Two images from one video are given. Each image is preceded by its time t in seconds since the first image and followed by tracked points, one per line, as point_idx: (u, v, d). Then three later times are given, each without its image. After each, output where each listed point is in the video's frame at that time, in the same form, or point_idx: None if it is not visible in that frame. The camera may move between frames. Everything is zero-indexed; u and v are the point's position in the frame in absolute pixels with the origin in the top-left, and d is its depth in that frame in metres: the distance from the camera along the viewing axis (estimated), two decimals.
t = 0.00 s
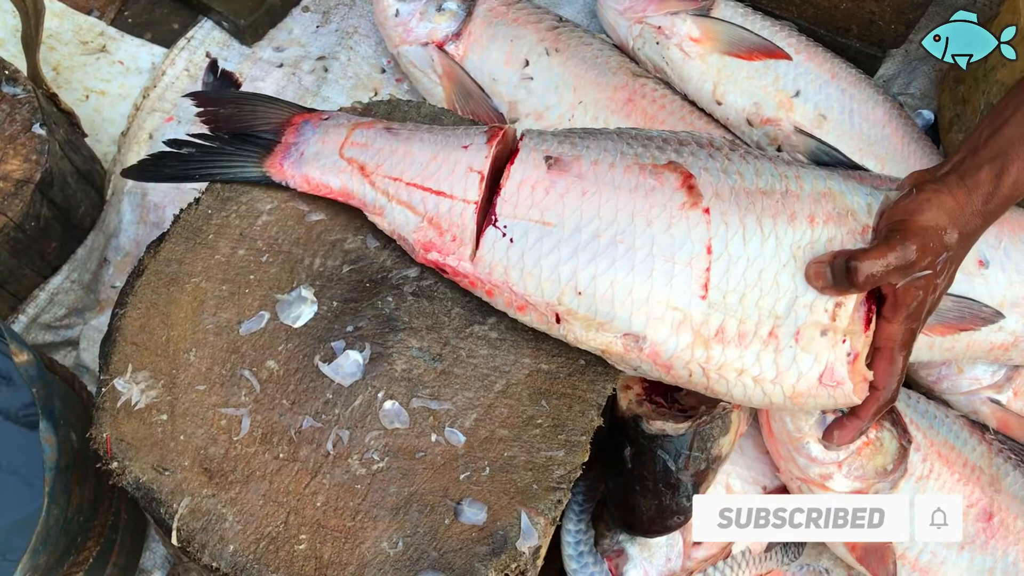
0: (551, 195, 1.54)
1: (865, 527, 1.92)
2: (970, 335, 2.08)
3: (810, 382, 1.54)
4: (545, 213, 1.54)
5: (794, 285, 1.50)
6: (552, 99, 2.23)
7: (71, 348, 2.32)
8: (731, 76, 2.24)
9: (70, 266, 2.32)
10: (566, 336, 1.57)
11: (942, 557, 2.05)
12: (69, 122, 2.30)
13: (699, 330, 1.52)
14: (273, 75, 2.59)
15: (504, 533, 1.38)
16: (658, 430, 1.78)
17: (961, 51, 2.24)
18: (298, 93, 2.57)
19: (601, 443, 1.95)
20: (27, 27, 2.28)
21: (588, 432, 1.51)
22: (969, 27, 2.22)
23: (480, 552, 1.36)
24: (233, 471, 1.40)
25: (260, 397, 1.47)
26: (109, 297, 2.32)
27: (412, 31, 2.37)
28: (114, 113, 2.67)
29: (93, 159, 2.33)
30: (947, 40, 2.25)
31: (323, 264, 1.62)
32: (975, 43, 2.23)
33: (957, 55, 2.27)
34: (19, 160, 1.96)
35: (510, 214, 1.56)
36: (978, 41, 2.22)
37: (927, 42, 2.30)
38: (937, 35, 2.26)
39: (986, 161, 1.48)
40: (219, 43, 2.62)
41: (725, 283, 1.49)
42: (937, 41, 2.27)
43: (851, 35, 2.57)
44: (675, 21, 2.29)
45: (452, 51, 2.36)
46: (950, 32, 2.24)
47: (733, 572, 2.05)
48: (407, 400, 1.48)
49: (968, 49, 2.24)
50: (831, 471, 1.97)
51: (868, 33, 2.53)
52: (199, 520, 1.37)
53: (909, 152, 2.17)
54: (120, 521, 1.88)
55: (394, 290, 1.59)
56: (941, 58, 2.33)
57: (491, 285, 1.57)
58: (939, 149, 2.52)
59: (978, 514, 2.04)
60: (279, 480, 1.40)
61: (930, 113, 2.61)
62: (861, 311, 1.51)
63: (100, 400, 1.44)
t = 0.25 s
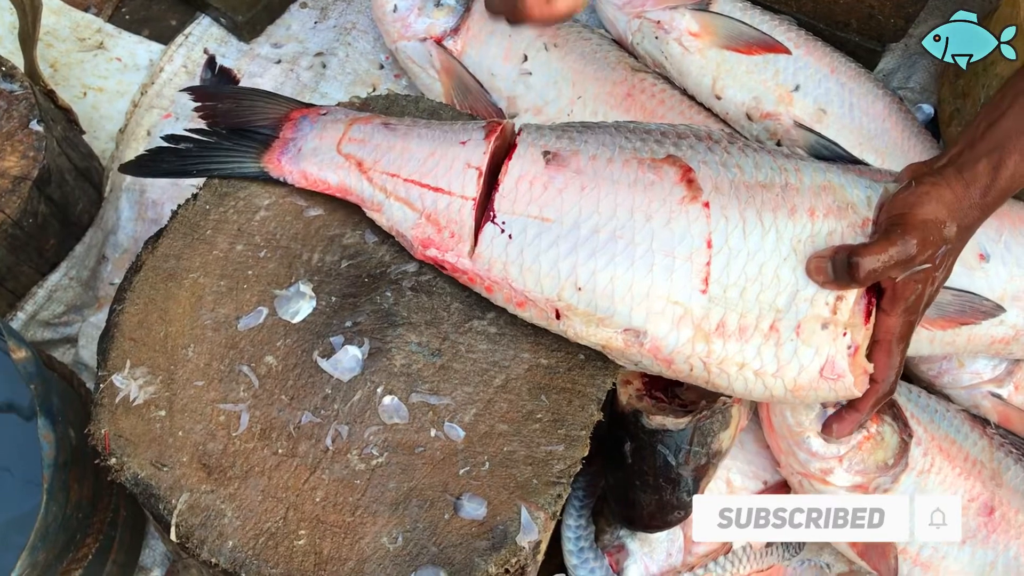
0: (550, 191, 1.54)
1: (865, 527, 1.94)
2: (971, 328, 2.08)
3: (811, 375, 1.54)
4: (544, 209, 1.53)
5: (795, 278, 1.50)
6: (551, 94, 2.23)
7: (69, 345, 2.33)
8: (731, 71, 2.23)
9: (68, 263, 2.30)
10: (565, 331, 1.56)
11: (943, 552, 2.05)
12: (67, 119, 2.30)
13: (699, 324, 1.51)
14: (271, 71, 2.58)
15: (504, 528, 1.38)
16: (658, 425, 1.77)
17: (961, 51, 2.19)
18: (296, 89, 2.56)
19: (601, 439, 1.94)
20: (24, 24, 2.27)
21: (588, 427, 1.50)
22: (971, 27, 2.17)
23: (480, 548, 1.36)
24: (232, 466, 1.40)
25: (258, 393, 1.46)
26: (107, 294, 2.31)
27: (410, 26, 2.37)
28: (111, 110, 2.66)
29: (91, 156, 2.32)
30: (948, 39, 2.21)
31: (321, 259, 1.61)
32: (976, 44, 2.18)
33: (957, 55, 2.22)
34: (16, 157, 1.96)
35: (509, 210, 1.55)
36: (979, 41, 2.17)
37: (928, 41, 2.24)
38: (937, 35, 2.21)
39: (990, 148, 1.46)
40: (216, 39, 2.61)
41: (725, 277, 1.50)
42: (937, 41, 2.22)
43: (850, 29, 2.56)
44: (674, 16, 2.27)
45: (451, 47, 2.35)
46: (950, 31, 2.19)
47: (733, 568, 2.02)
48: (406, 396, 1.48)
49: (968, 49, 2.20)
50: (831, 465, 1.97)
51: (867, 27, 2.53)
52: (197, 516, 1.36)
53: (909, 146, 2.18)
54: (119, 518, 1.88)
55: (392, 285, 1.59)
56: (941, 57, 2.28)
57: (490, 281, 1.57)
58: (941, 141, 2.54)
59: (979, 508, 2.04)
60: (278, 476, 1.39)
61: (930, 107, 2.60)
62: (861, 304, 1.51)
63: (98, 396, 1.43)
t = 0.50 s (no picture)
0: (563, 182, 1.50)
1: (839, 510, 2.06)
2: (971, 325, 2.09)
3: (819, 366, 1.54)
4: (557, 199, 1.50)
5: (807, 270, 1.49)
6: (552, 93, 2.21)
7: (71, 345, 2.31)
8: (731, 68, 2.23)
9: (69, 263, 2.31)
10: (577, 322, 1.55)
11: (944, 548, 2.06)
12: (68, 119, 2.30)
13: (714, 313, 1.50)
14: (272, 70, 2.59)
15: (505, 526, 1.38)
16: (658, 423, 1.76)
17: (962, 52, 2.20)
18: (297, 88, 2.57)
19: (601, 436, 1.94)
20: (24, 24, 2.27)
21: (589, 425, 1.50)
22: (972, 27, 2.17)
23: (481, 545, 1.36)
24: (233, 465, 1.40)
25: (260, 391, 1.47)
26: (109, 293, 2.30)
27: (410, 25, 2.37)
28: (112, 109, 2.66)
29: (92, 155, 2.33)
30: (947, 40, 2.21)
31: (322, 258, 1.62)
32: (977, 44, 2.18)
33: (957, 56, 2.22)
34: (18, 157, 1.97)
35: (521, 202, 1.50)
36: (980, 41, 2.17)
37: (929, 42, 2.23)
38: (937, 35, 2.21)
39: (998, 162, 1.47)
40: (217, 39, 2.62)
41: (740, 266, 1.49)
42: (937, 42, 2.22)
43: (850, 26, 2.56)
44: (673, 13, 2.26)
45: (450, 45, 2.34)
46: (949, 31, 2.20)
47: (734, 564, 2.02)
48: (407, 394, 1.48)
49: (967, 49, 2.20)
50: (832, 462, 1.98)
51: (867, 25, 2.53)
52: (199, 515, 1.36)
53: (909, 143, 2.18)
54: (121, 517, 1.88)
55: (393, 284, 1.59)
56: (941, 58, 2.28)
57: (501, 276, 1.53)
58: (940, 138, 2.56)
59: (980, 505, 2.03)
60: (280, 474, 1.40)
61: (931, 105, 2.62)
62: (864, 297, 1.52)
63: (100, 395, 1.43)
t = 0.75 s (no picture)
0: (582, 170, 1.49)
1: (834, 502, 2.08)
2: (972, 322, 2.10)
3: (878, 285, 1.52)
4: (583, 184, 1.48)
5: (840, 194, 1.49)
6: (553, 91, 2.20)
7: (73, 343, 2.32)
8: (732, 66, 2.22)
9: (71, 262, 2.31)
10: (632, 298, 1.55)
11: (945, 545, 2.06)
12: (70, 117, 2.31)
13: (764, 255, 1.49)
14: (273, 69, 2.59)
15: (506, 523, 1.38)
16: (660, 420, 1.77)
17: (962, 52, 2.12)
18: (298, 86, 2.57)
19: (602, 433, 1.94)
20: (26, 23, 2.28)
21: (591, 422, 1.50)
22: (972, 27, 2.10)
23: (483, 542, 1.36)
24: (236, 462, 1.40)
25: (262, 389, 1.47)
26: (110, 292, 2.34)
27: (411, 23, 2.37)
28: (114, 107, 2.66)
29: (94, 154, 2.33)
30: (947, 39, 2.14)
31: (324, 255, 1.62)
32: (977, 44, 2.11)
33: (957, 55, 2.15)
34: (20, 155, 1.97)
35: (547, 195, 1.48)
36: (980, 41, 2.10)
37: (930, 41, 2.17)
38: (937, 35, 2.14)
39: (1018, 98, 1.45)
40: (218, 37, 2.62)
41: (776, 205, 1.48)
42: (937, 41, 2.16)
43: (851, 24, 2.56)
44: (674, 12, 2.26)
45: (451, 43, 2.34)
46: (950, 31, 2.12)
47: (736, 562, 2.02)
48: (408, 391, 1.49)
49: (967, 49, 2.12)
50: (834, 459, 1.99)
51: (868, 22, 2.53)
52: (202, 512, 1.37)
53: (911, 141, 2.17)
54: (124, 514, 1.89)
55: (395, 281, 1.59)
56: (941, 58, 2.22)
57: (544, 273, 1.52)
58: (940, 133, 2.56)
59: (982, 502, 2.04)
60: (282, 471, 1.40)
61: (931, 101, 2.61)
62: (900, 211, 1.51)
63: (102, 392, 1.44)
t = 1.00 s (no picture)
0: (663, 92, 1.65)
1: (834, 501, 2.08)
2: (974, 318, 2.09)
3: (933, 165, 1.74)
4: (663, 107, 1.65)
5: (898, 90, 1.69)
6: (554, 88, 2.23)
7: (76, 340, 2.33)
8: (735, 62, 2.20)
9: (74, 258, 2.32)
10: (714, 208, 1.76)
11: (947, 541, 2.06)
12: (72, 114, 2.31)
13: (831, 153, 1.69)
14: (275, 66, 2.59)
15: (508, 518, 1.39)
16: (662, 417, 1.75)
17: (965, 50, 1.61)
18: (300, 83, 2.57)
19: (605, 430, 1.95)
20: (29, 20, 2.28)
21: (593, 418, 1.50)
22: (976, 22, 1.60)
23: (485, 537, 1.37)
24: (238, 458, 1.40)
25: (264, 384, 1.47)
26: (113, 288, 2.32)
27: (413, 20, 2.36)
28: (116, 105, 2.67)
29: (96, 151, 2.34)
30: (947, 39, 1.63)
31: (326, 251, 1.62)
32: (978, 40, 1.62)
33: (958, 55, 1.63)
34: (22, 152, 1.97)
35: (633, 120, 1.65)
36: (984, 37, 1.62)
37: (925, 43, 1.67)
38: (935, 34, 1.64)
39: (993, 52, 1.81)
40: (220, 34, 2.62)
41: (838, 107, 1.67)
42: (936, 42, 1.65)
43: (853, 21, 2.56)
44: (676, 9, 2.27)
45: (453, 40, 2.34)
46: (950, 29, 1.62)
47: (738, 558, 2.04)
48: (411, 387, 1.49)
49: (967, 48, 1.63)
50: (835, 455, 1.99)
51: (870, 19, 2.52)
52: (204, 507, 1.37)
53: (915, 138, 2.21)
54: (127, 511, 1.89)
55: (397, 277, 1.59)
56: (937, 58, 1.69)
57: (640, 194, 1.70)
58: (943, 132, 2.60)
59: (984, 498, 2.03)
60: (284, 466, 1.40)
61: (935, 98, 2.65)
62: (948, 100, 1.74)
63: (105, 388, 1.44)
